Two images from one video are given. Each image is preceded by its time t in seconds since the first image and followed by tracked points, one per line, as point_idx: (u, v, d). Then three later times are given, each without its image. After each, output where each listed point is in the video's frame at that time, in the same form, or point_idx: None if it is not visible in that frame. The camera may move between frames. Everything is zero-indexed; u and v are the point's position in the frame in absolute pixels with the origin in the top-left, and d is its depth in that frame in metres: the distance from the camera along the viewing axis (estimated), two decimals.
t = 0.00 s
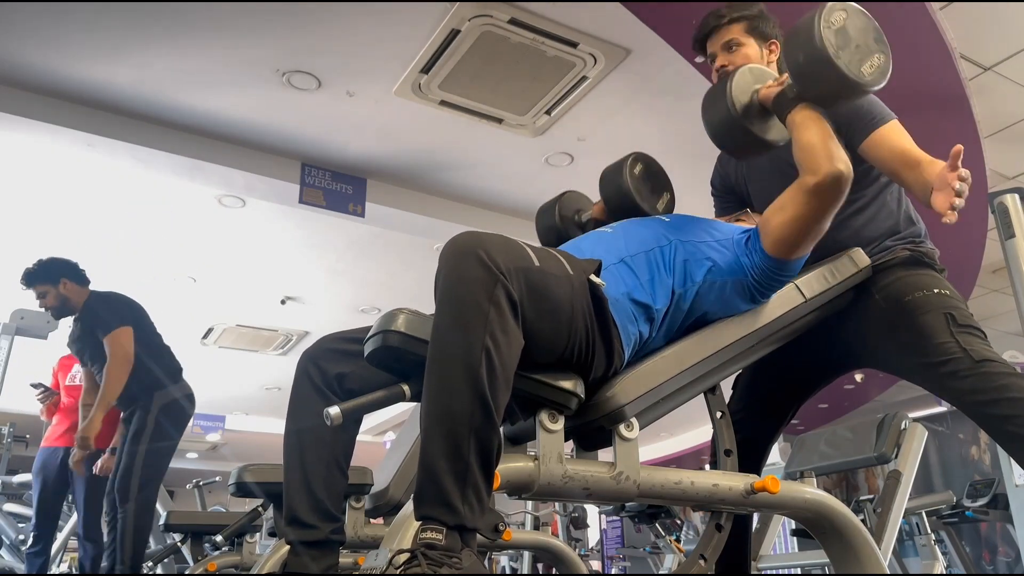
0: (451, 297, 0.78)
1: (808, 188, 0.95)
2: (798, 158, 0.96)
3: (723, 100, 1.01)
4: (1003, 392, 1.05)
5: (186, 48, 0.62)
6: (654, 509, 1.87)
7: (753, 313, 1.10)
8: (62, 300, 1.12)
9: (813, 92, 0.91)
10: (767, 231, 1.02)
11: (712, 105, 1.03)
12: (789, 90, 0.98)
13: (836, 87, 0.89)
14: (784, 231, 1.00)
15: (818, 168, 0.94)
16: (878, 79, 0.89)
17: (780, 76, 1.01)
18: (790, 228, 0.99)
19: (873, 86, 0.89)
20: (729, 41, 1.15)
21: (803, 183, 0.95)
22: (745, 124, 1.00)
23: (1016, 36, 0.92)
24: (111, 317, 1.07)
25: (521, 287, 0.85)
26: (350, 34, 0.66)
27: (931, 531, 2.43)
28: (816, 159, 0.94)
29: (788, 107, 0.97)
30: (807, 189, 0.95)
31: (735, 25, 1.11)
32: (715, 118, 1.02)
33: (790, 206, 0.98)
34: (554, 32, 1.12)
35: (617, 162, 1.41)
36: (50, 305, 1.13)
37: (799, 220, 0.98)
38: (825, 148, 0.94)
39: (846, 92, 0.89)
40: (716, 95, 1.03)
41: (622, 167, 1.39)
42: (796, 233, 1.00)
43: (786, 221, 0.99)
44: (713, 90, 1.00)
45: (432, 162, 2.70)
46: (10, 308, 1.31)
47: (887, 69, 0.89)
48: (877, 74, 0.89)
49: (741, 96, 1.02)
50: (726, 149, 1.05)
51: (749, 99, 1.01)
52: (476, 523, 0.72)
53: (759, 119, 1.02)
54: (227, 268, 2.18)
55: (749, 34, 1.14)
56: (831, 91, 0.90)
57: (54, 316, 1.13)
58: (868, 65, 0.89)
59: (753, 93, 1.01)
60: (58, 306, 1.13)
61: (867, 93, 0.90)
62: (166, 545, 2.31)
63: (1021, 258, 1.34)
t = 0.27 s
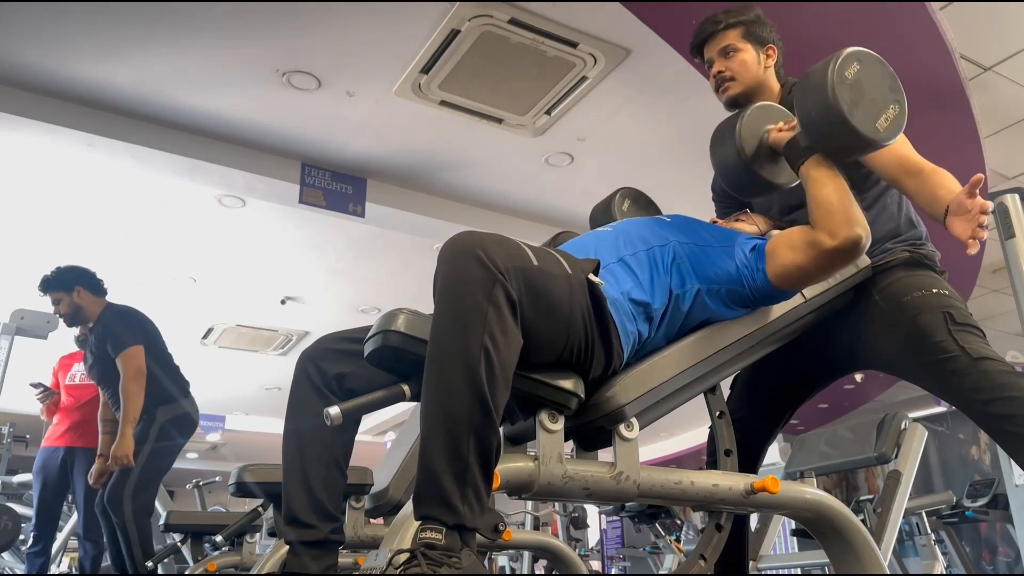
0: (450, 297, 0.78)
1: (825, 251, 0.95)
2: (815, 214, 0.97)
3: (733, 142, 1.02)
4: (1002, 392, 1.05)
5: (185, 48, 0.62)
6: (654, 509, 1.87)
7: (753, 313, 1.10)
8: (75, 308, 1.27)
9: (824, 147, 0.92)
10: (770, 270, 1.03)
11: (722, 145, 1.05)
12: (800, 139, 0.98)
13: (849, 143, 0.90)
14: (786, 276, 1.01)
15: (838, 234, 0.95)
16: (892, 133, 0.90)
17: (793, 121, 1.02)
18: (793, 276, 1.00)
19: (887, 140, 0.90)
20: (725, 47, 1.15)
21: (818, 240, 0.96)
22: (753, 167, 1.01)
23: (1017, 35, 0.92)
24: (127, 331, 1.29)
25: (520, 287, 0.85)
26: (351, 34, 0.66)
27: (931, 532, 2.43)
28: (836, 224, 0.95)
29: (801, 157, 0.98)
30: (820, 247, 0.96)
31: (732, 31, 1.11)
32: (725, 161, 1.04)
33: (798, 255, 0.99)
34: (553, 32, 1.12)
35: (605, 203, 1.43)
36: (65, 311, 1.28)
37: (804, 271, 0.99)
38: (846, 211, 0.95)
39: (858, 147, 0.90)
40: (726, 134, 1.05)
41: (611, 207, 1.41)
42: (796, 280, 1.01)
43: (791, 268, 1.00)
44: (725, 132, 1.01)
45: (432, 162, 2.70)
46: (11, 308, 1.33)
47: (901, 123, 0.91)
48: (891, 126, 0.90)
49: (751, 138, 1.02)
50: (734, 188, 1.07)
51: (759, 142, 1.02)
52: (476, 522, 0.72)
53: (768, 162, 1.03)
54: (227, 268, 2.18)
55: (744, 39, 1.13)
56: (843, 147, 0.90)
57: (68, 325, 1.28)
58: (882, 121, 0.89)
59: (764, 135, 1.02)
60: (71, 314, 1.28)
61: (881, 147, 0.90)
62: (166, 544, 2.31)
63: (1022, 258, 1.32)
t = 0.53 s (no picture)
0: (450, 297, 0.78)
1: (819, 266, 0.97)
2: (810, 227, 0.98)
3: (724, 143, 1.03)
4: (1002, 392, 1.05)
5: (185, 48, 0.62)
6: (654, 509, 1.87)
7: (753, 313, 1.10)
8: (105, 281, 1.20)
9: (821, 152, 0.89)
10: (766, 276, 1.04)
11: (714, 145, 1.06)
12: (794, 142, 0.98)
13: (847, 149, 0.88)
14: (782, 284, 1.03)
15: (834, 251, 0.96)
16: (889, 137, 0.89)
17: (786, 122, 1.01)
18: (789, 284, 1.02)
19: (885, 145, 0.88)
20: (727, 47, 1.15)
21: (815, 255, 0.97)
22: (746, 168, 1.02)
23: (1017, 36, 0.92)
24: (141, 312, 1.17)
25: (520, 287, 0.85)
26: (351, 34, 0.66)
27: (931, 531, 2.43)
28: (830, 239, 0.96)
29: (795, 160, 0.98)
30: (816, 261, 0.97)
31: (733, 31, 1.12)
32: (717, 160, 1.05)
33: (795, 265, 1.00)
34: (553, 32, 1.12)
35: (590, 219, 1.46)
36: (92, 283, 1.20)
37: (800, 281, 1.01)
38: (842, 224, 0.96)
39: (855, 154, 0.88)
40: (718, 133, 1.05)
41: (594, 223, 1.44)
42: (793, 288, 1.03)
43: (787, 278, 1.02)
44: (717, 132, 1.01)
45: (432, 162, 2.70)
46: (11, 309, 1.34)
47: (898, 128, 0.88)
48: (888, 131, 0.88)
49: (743, 138, 1.02)
50: (727, 188, 1.08)
51: (751, 143, 1.02)
52: (475, 522, 0.72)
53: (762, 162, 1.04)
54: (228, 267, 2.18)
55: (746, 40, 1.13)
56: (841, 154, 0.88)
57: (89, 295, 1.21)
58: (879, 127, 0.87)
59: (756, 135, 1.02)
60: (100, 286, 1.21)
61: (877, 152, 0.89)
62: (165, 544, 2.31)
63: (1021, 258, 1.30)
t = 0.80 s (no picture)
0: (458, 298, 0.78)
1: (810, 242, 0.97)
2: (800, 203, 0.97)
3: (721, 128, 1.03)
4: (1002, 392, 1.05)
5: (185, 49, 0.62)
6: (654, 509, 1.87)
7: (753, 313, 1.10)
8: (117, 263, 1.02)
9: (812, 132, 0.86)
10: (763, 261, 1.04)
11: (710, 131, 1.06)
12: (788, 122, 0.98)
13: (838, 126, 0.84)
14: (777, 267, 1.02)
15: (823, 226, 0.95)
16: (882, 113, 0.85)
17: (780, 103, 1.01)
18: (785, 266, 1.02)
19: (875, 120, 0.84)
20: (729, 46, 1.16)
21: (805, 232, 0.97)
22: (741, 151, 1.02)
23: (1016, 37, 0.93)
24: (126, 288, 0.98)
25: (527, 288, 0.85)
26: (351, 34, 0.66)
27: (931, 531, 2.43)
28: (819, 214, 0.95)
29: (788, 140, 0.98)
30: (808, 238, 0.97)
31: (737, 30, 1.14)
32: (714, 145, 1.05)
33: (789, 246, 1.00)
34: (553, 32, 1.12)
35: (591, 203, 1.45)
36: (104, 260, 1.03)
37: (795, 262, 1.01)
38: (831, 200, 0.95)
39: (846, 130, 0.84)
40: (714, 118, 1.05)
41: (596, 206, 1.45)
42: (791, 271, 1.02)
43: (782, 259, 1.01)
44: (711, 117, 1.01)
45: (432, 162, 2.70)
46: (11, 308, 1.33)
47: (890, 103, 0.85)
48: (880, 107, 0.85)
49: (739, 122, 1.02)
50: (728, 175, 1.08)
51: (746, 126, 1.01)
52: (477, 523, 0.72)
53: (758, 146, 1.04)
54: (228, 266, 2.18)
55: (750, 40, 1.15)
56: (833, 131, 0.85)
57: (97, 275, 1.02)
58: (870, 101, 0.84)
59: (752, 117, 1.02)
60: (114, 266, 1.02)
61: (870, 129, 0.85)
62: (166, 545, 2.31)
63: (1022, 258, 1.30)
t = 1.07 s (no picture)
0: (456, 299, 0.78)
1: (820, 213, 0.95)
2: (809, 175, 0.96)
3: (721, 108, 1.03)
4: (1002, 392, 1.05)
5: (184, 48, 0.62)
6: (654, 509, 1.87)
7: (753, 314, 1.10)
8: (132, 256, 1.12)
9: (808, 107, 0.89)
10: (774, 243, 1.02)
11: (711, 113, 1.06)
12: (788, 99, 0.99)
13: (833, 102, 0.87)
14: (790, 245, 1.01)
15: (833, 195, 0.93)
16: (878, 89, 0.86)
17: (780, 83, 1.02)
18: (797, 243, 1.00)
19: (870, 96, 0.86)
20: (730, 50, 1.16)
21: (815, 203, 0.95)
22: (743, 130, 1.02)
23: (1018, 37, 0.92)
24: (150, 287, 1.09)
25: (525, 288, 0.85)
26: (351, 34, 0.66)
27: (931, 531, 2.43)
28: (828, 183, 0.94)
29: (790, 117, 0.98)
30: (819, 210, 0.95)
31: (737, 33, 1.15)
32: (715, 126, 1.05)
33: (799, 222, 0.98)
34: (554, 32, 1.12)
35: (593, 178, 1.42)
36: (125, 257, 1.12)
37: (807, 237, 0.98)
38: (839, 168, 0.94)
39: (841, 106, 0.87)
40: (715, 98, 1.05)
41: (598, 180, 1.41)
42: (803, 249, 1.00)
43: (793, 236, 1.00)
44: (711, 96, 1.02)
45: (432, 162, 2.70)
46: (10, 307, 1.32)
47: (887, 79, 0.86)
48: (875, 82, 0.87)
49: (740, 101, 1.03)
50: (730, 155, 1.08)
51: (748, 104, 1.02)
52: (477, 523, 0.72)
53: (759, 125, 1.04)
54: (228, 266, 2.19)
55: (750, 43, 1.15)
56: (828, 106, 0.88)
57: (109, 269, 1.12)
58: (865, 76, 0.86)
59: (753, 97, 1.03)
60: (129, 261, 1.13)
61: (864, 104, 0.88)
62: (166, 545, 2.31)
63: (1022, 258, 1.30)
